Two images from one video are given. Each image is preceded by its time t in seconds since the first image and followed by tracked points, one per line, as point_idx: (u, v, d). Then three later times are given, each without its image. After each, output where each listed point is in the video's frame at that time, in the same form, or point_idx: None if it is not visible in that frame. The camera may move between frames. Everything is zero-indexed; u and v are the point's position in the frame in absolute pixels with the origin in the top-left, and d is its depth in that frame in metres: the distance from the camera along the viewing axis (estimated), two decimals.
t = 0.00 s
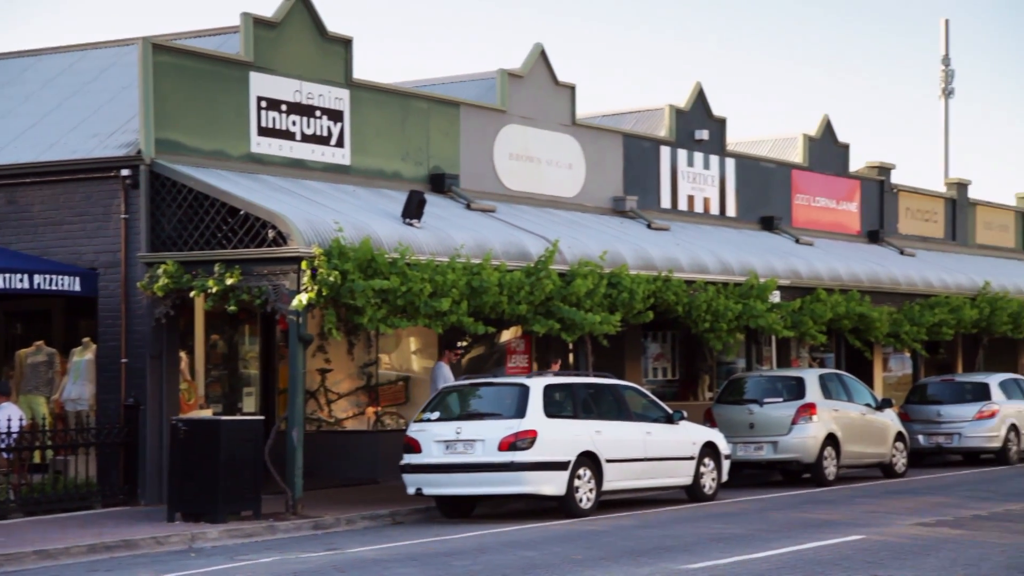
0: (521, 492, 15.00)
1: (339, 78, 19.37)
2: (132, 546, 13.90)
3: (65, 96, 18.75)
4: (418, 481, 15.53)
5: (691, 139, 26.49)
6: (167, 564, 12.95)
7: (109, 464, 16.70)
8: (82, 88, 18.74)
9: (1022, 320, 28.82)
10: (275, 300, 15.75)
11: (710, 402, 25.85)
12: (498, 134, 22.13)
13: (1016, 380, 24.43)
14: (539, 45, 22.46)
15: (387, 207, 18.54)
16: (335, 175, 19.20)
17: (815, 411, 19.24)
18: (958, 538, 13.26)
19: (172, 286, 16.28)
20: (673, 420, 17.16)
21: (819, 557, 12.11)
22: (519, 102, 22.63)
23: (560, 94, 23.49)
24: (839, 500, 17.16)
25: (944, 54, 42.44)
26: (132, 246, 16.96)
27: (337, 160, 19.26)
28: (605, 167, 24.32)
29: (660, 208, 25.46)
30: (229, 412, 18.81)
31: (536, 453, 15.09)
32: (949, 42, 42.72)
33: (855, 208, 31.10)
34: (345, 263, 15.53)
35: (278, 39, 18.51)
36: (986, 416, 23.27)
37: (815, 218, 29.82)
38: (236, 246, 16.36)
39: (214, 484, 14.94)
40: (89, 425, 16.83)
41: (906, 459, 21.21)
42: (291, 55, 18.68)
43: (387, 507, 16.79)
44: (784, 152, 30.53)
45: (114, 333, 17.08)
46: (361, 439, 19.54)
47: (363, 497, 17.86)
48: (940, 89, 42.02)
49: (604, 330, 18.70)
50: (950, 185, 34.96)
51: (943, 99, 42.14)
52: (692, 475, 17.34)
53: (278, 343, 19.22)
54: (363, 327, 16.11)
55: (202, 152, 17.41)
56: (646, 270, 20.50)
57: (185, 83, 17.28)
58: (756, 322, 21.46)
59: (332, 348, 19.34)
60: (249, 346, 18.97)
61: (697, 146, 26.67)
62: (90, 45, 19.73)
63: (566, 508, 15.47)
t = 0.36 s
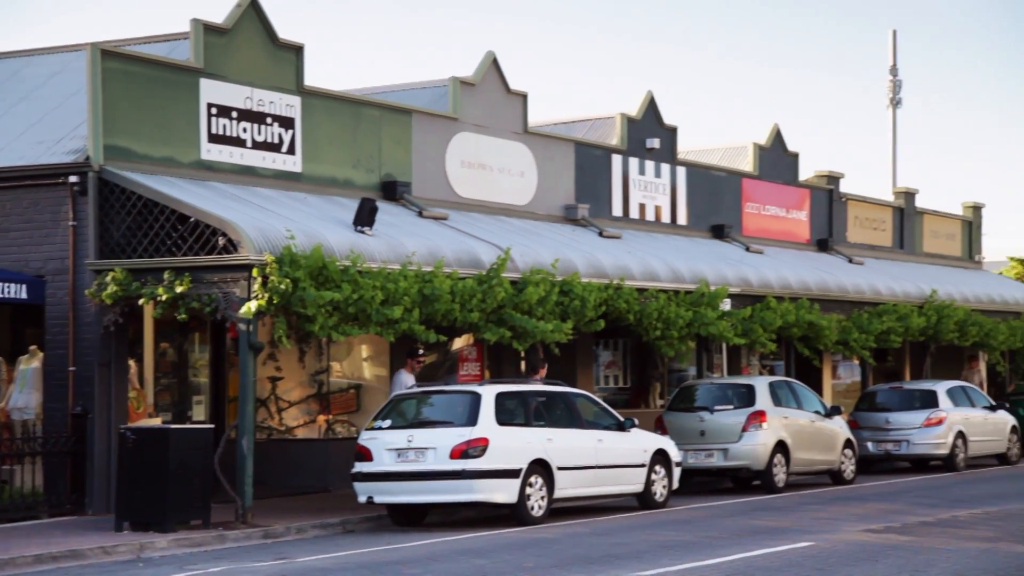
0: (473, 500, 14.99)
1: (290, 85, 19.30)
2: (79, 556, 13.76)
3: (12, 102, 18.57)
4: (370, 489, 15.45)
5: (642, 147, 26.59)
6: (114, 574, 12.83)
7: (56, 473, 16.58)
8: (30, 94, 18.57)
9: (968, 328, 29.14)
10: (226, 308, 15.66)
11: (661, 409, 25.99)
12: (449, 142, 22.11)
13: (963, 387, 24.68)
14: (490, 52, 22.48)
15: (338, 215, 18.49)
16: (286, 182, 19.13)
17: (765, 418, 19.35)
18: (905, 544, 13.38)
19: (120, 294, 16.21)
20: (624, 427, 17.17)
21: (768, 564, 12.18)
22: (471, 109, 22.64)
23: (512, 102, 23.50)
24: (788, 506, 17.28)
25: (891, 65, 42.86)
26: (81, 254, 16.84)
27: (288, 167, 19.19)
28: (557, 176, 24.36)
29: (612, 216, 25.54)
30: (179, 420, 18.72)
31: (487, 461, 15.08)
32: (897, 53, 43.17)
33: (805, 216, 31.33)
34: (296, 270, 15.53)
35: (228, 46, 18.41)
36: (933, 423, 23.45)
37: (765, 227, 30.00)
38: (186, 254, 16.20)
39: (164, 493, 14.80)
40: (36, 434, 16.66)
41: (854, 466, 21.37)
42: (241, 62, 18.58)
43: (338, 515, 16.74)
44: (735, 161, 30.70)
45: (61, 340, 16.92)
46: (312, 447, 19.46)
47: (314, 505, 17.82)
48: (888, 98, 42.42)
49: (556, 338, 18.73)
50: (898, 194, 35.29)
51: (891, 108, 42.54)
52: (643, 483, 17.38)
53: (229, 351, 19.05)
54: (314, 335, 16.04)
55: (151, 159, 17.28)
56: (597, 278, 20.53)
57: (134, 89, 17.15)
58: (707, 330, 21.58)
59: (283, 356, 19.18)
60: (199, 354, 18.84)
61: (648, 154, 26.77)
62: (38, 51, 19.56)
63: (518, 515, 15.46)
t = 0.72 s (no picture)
0: (420, 503, 14.97)
1: (237, 87, 19.21)
2: (22, 562, 13.59)
3: None
4: (316, 493, 15.40)
5: (590, 151, 26.66)
6: None
7: None
8: None
9: (911, 331, 29.43)
10: (171, 311, 15.58)
11: (608, 412, 26.08)
12: (397, 145, 22.07)
13: (909, 390, 24.94)
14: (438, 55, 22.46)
15: (285, 218, 18.42)
16: (232, 185, 19.03)
17: (712, 421, 19.48)
18: (850, 545, 13.51)
19: (64, 297, 16.07)
20: (572, 431, 17.26)
21: (715, 566, 12.26)
22: (420, 112, 22.61)
23: (460, 105, 23.48)
24: (734, 509, 17.39)
25: (835, 70, 43.24)
26: (23, 255, 16.72)
27: (235, 170, 19.10)
28: (506, 179, 24.39)
29: (560, 219, 25.60)
30: (123, 424, 18.62)
31: (435, 464, 15.07)
32: (841, 59, 43.57)
33: (752, 220, 31.54)
34: (243, 273, 15.42)
35: (174, 47, 18.29)
36: (880, 425, 23.68)
37: (712, 230, 30.17)
38: (131, 256, 16.12)
39: (107, 498, 14.67)
40: None
41: (800, 469, 21.53)
42: (187, 63, 18.47)
43: (283, 519, 16.71)
44: (682, 165, 30.84)
45: (4, 343, 16.75)
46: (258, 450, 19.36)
47: (260, 510, 17.74)
48: (832, 104, 42.77)
49: (504, 342, 18.74)
50: (843, 199, 35.60)
51: (836, 113, 42.90)
52: (590, 486, 17.42)
53: (174, 354, 18.91)
54: (261, 338, 15.94)
55: (95, 161, 17.13)
56: (545, 281, 20.57)
57: (78, 90, 17.00)
58: (655, 333, 21.67)
59: (229, 359, 19.18)
60: (143, 358, 18.72)
61: (596, 158, 26.83)
62: None
63: (465, 518, 15.45)
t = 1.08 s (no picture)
0: (364, 504, 14.93)
1: (180, 86, 19.07)
2: None
3: None
4: (259, 494, 15.30)
5: (536, 151, 26.70)
6: None
7: None
8: None
9: (853, 331, 29.70)
10: (113, 311, 15.45)
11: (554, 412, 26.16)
12: (342, 145, 22.00)
13: (857, 390, 25.15)
14: (383, 55, 22.41)
15: (229, 217, 18.30)
16: (175, 184, 18.89)
17: (656, 421, 19.53)
18: (792, 544, 13.63)
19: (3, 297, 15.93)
20: (517, 431, 17.27)
21: (659, 565, 12.32)
22: (365, 112, 22.55)
23: (406, 105, 23.42)
24: (678, 508, 17.49)
25: (779, 72, 43.57)
26: None
27: (177, 169, 18.96)
28: (451, 179, 24.37)
29: (505, 220, 25.63)
30: (63, 426, 18.40)
31: (379, 465, 15.04)
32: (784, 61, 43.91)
33: (696, 221, 31.71)
34: (185, 274, 15.34)
35: (115, 46, 18.13)
36: (825, 424, 23.88)
37: (657, 231, 30.30)
38: (71, 256, 15.91)
39: (47, 500, 14.50)
40: None
41: (743, 468, 21.65)
42: (129, 62, 18.32)
43: (225, 519, 16.68)
44: (627, 165, 30.96)
45: None
46: (201, 450, 19.23)
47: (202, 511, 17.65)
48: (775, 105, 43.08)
49: (449, 342, 18.73)
50: (786, 200, 35.87)
51: (779, 115, 43.22)
52: (535, 486, 17.42)
53: (116, 355, 18.67)
54: (204, 339, 15.84)
55: (35, 160, 16.93)
56: (490, 282, 20.58)
57: (17, 88, 16.80)
58: (600, 334, 21.71)
59: (171, 360, 19.01)
60: (85, 358, 18.54)
61: (542, 158, 26.87)
62: None
63: (410, 518, 15.41)
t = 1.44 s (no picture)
0: (312, 506, 14.86)
1: (125, 85, 18.92)
2: None
3: None
4: (205, 497, 15.19)
5: (485, 153, 26.70)
6: None
7: None
8: None
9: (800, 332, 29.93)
10: (57, 312, 15.31)
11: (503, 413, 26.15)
12: (290, 145, 21.90)
13: (813, 391, 25.30)
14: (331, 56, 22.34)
15: (175, 218, 18.18)
16: (120, 185, 18.73)
17: (605, 422, 19.62)
18: (738, 544, 13.71)
19: None
20: (466, 432, 17.27)
21: (606, 566, 12.36)
22: (313, 112, 22.46)
23: (354, 105, 23.36)
24: (626, 509, 17.54)
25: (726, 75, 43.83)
26: None
27: (123, 169, 18.80)
28: (400, 179, 24.32)
29: (454, 221, 25.60)
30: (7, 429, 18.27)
31: (327, 467, 14.98)
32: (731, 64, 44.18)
33: (645, 223, 31.82)
34: (131, 274, 15.21)
35: (59, 45, 17.95)
36: (777, 425, 24.01)
37: (606, 233, 30.39)
38: (15, 256, 15.74)
39: None
40: None
41: (691, 469, 21.75)
42: (74, 61, 18.14)
43: (172, 522, 16.53)
44: (576, 167, 31.03)
45: None
46: (148, 453, 19.06)
47: (148, 513, 17.49)
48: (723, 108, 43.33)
49: (398, 343, 18.70)
50: (734, 202, 36.08)
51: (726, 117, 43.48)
52: (484, 487, 17.43)
53: (60, 356, 18.48)
54: (151, 340, 15.72)
55: None
56: (439, 282, 20.56)
57: None
58: (548, 335, 21.78)
59: (117, 361, 18.79)
60: (30, 360, 18.39)
61: (490, 160, 26.87)
62: None
63: (358, 520, 15.37)
